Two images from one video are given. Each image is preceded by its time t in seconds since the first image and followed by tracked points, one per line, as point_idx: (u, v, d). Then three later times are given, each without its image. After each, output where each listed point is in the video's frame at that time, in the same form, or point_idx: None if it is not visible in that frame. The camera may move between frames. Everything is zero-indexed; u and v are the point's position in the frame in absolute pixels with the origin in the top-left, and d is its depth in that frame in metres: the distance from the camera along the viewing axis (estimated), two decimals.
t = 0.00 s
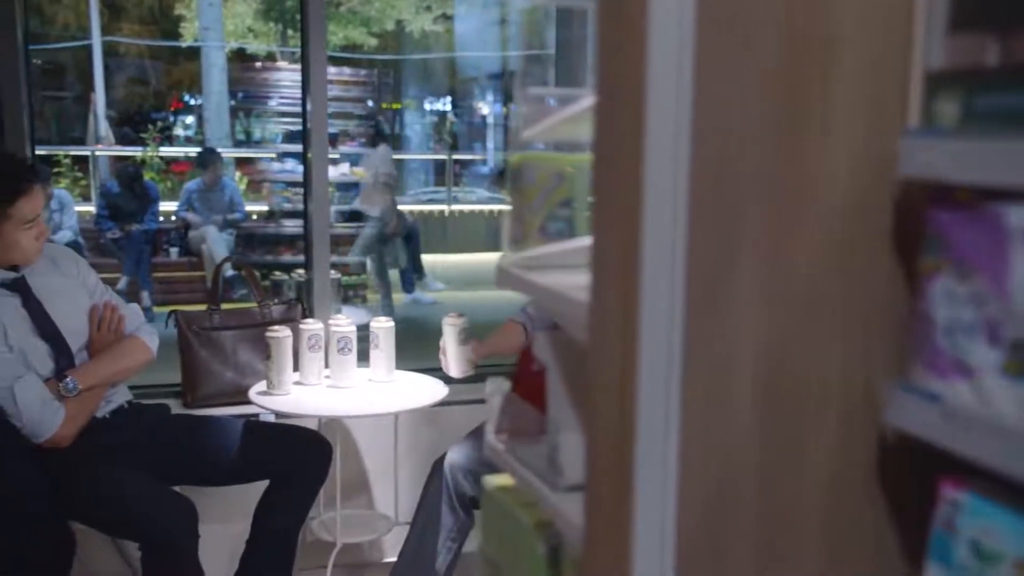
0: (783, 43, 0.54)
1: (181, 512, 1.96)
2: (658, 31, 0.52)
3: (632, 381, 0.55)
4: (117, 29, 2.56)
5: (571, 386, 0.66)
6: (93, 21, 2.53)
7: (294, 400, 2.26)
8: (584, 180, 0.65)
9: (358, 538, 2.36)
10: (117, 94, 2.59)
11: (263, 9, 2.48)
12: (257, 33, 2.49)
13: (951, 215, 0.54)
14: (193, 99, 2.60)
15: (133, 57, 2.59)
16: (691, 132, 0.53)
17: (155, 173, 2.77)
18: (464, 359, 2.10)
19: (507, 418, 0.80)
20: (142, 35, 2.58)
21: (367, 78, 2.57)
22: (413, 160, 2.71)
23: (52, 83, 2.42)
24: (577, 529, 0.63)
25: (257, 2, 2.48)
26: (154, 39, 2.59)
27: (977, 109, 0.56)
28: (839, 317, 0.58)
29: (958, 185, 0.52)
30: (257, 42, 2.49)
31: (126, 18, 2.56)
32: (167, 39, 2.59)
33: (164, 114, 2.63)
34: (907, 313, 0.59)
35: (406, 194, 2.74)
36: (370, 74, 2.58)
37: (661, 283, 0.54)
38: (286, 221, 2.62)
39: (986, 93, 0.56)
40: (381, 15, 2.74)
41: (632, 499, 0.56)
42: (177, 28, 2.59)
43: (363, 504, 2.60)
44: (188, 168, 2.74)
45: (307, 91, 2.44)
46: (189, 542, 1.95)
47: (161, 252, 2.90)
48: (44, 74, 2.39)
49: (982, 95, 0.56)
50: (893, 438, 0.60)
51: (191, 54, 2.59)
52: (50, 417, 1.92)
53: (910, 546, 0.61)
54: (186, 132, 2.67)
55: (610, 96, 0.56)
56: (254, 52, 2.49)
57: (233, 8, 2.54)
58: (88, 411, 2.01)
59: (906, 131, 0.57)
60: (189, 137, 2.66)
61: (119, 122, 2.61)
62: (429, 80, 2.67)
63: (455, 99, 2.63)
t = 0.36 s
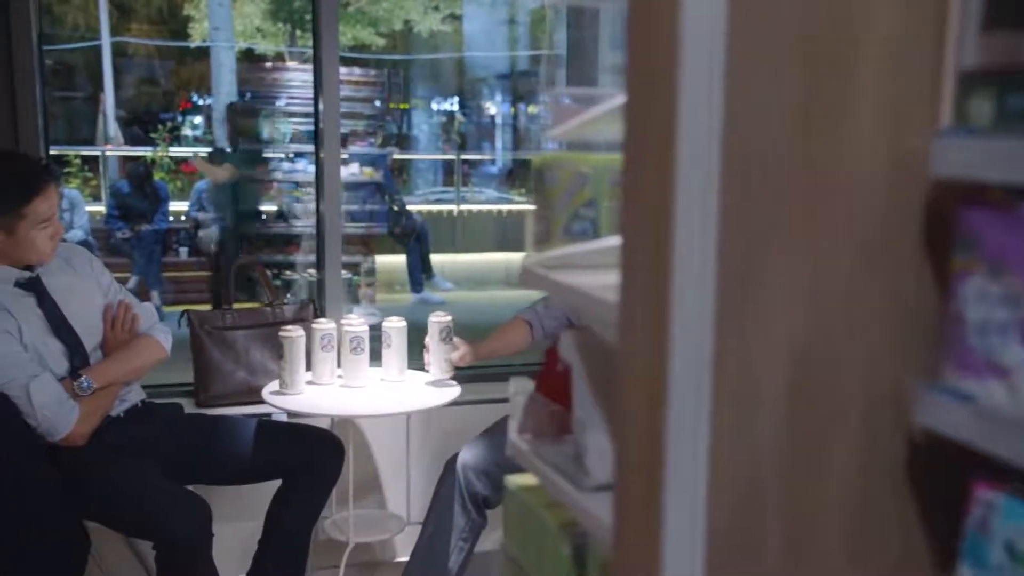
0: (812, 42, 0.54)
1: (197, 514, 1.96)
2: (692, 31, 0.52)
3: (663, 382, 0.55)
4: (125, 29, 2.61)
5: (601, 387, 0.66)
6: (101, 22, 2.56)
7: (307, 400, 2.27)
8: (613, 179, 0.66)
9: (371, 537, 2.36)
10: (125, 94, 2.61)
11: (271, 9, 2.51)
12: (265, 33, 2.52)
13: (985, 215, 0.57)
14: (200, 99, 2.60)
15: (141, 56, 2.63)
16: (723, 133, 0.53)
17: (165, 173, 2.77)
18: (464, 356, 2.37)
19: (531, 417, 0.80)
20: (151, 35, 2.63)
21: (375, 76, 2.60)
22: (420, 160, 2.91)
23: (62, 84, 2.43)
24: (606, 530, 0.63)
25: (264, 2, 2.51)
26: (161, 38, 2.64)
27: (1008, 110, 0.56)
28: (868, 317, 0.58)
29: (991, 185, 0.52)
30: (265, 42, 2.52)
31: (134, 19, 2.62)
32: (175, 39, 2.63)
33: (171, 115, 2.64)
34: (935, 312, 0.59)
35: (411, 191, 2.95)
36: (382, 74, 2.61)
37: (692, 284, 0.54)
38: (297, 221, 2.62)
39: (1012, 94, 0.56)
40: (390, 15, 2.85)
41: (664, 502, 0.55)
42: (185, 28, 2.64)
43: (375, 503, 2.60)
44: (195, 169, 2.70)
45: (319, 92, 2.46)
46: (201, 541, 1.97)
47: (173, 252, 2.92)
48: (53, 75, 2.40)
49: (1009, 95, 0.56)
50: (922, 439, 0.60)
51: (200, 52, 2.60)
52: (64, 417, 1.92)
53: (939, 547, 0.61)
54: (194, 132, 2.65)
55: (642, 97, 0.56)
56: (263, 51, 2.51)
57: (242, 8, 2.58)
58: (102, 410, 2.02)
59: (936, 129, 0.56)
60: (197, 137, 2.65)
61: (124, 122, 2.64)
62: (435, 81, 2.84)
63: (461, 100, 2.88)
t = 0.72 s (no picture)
0: (842, 41, 0.54)
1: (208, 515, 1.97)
2: (722, 31, 0.52)
3: (692, 382, 0.55)
4: (133, 29, 2.75)
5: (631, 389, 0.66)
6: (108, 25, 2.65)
7: (317, 399, 2.28)
8: (641, 180, 0.65)
9: (380, 536, 2.36)
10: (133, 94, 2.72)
11: (276, 10, 2.55)
12: (270, 33, 2.56)
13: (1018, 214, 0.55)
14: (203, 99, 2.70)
15: (147, 57, 2.76)
16: (752, 132, 0.53)
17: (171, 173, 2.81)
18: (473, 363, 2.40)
19: (552, 416, 0.80)
20: (157, 35, 2.77)
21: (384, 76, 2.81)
22: (427, 159, 3.33)
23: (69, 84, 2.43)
24: (632, 531, 0.63)
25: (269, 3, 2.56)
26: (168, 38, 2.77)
27: None
28: (896, 317, 0.57)
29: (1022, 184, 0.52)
30: (270, 41, 2.56)
31: (140, 19, 2.77)
32: (181, 39, 2.76)
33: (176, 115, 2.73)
34: (963, 311, 0.59)
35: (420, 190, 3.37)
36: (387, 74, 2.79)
37: (719, 284, 0.54)
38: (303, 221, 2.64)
39: None
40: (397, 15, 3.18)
41: (692, 501, 0.55)
42: (193, 29, 2.74)
43: (384, 502, 2.60)
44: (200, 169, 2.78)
45: (328, 90, 2.46)
46: (212, 541, 1.97)
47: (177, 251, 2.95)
48: (61, 75, 2.39)
49: None
50: (949, 439, 0.59)
51: (205, 54, 2.69)
52: (76, 416, 1.93)
53: (964, 546, 0.61)
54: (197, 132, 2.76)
55: (670, 96, 0.56)
56: (268, 51, 2.56)
57: (247, 8, 2.64)
58: (113, 409, 2.02)
59: (965, 128, 0.56)
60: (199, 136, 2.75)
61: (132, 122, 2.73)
62: (443, 81, 3.21)
63: (465, 100, 3.25)
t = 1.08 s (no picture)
0: (874, 39, 0.54)
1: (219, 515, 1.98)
2: (754, 32, 0.52)
3: (724, 382, 0.55)
4: (137, 29, 2.73)
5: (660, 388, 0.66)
6: (113, 25, 2.63)
7: (327, 399, 2.28)
8: (669, 180, 0.66)
9: (390, 536, 2.36)
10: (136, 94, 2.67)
11: (282, 11, 2.68)
12: (275, 32, 2.69)
13: None
14: (209, 100, 2.72)
15: (153, 57, 2.73)
16: (784, 131, 0.53)
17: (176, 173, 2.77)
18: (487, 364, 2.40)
19: (576, 415, 0.80)
20: (161, 35, 2.77)
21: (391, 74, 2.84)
22: (431, 160, 3.32)
23: (76, 84, 2.41)
24: (661, 530, 0.63)
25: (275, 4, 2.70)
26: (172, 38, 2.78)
27: None
28: (928, 317, 0.57)
29: None
30: (275, 42, 2.68)
31: (145, 19, 2.74)
32: (185, 39, 2.78)
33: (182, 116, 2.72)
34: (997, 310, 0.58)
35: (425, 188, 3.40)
36: (396, 73, 2.84)
37: (751, 284, 0.54)
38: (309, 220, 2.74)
39: None
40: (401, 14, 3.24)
41: (723, 500, 0.56)
42: (196, 29, 2.80)
43: (394, 502, 2.60)
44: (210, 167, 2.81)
45: (337, 91, 2.50)
46: (223, 541, 1.98)
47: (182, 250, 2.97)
48: (69, 75, 2.39)
49: None
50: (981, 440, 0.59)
51: (210, 52, 2.75)
52: (88, 416, 1.94)
53: (995, 548, 0.61)
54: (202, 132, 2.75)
55: (701, 96, 0.56)
56: (272, 52, 2.68)
57: (253, 9, 2.79)
58: (125, 408, 2.04)
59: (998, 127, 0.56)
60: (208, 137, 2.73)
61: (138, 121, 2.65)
62: (447, 81, 3.23)
63: (470, 100, 3.27)
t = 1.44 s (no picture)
0: (906, 38, 0.54)
1: (231, 514, 2.01)
2: (787, 33, 0.52)
3: (756, 383, 0.55)
4: (143, 29, 2.75)
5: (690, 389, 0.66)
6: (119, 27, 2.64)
7: (337, 398, 2.29)
8: (698, 181, 0.65)
9: (400, 536, 2.36)
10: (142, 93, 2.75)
11: (287, 11, 2.80)
12: (280, 33, 2.81)
13: None
14: (213, 99, 2.82)
15: (158, 56, 2.78)
16: (816, 130, 0.53)
17: (184, 173, 2.83)
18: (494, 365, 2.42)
19: (601, 413, 0.80)
20: (166, 35, 2.79)
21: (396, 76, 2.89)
22: (438, 160, 3.37)
23: (86, 84, 2.47)
24: (691, 531, 0.63)
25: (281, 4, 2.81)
26: (177, 38, 2.80)
27: None
28: (963, 318, 0.57)
29: None
30: (280, 41, 2.80)
31: (150, 19, 2.76)
32: (191, 39, 2.80)
33: (187, 115, 2.80)
34: None
35: (430, 189, 3.39)
36: (400, 76, 2.96)
37: (782, 283, 0.54)
38: (316, 220, 2.89)
39: None
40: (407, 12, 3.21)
41: (755, 498, 0.56)
42: (201, 29, 2.82)
43: (404, 501, 2.61)
44: (218, 168, 2.88)
45: (349, 92, 2.61)
46: (235, 541, 2.00)
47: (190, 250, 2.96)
48: (79, 75, 2.45)
49: None
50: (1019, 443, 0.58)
51: (215, 53, 2.82)
52: (99, 416, 1.98)
53: None
54: (207, 132, 2.84)
55: (733, 96, 0.56)
56: (277, 51, 2.80)
57: (259, 9, 2.82)
58: (136, 408, 2.06)
59: None
60: (211, 136, 2.84)
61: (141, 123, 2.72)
62: (451, 81, 3.34)
63: (474, 100, 3.37)
